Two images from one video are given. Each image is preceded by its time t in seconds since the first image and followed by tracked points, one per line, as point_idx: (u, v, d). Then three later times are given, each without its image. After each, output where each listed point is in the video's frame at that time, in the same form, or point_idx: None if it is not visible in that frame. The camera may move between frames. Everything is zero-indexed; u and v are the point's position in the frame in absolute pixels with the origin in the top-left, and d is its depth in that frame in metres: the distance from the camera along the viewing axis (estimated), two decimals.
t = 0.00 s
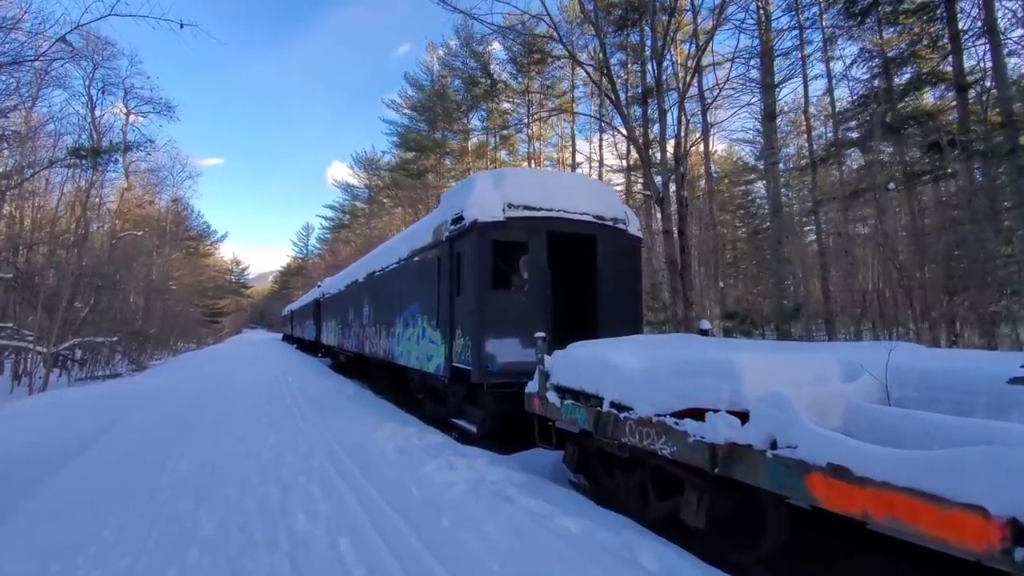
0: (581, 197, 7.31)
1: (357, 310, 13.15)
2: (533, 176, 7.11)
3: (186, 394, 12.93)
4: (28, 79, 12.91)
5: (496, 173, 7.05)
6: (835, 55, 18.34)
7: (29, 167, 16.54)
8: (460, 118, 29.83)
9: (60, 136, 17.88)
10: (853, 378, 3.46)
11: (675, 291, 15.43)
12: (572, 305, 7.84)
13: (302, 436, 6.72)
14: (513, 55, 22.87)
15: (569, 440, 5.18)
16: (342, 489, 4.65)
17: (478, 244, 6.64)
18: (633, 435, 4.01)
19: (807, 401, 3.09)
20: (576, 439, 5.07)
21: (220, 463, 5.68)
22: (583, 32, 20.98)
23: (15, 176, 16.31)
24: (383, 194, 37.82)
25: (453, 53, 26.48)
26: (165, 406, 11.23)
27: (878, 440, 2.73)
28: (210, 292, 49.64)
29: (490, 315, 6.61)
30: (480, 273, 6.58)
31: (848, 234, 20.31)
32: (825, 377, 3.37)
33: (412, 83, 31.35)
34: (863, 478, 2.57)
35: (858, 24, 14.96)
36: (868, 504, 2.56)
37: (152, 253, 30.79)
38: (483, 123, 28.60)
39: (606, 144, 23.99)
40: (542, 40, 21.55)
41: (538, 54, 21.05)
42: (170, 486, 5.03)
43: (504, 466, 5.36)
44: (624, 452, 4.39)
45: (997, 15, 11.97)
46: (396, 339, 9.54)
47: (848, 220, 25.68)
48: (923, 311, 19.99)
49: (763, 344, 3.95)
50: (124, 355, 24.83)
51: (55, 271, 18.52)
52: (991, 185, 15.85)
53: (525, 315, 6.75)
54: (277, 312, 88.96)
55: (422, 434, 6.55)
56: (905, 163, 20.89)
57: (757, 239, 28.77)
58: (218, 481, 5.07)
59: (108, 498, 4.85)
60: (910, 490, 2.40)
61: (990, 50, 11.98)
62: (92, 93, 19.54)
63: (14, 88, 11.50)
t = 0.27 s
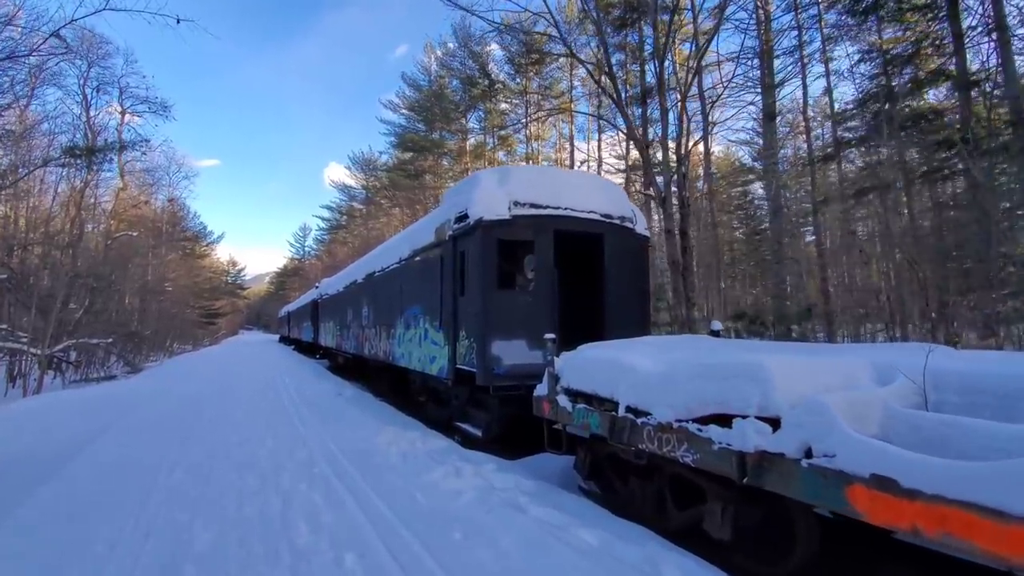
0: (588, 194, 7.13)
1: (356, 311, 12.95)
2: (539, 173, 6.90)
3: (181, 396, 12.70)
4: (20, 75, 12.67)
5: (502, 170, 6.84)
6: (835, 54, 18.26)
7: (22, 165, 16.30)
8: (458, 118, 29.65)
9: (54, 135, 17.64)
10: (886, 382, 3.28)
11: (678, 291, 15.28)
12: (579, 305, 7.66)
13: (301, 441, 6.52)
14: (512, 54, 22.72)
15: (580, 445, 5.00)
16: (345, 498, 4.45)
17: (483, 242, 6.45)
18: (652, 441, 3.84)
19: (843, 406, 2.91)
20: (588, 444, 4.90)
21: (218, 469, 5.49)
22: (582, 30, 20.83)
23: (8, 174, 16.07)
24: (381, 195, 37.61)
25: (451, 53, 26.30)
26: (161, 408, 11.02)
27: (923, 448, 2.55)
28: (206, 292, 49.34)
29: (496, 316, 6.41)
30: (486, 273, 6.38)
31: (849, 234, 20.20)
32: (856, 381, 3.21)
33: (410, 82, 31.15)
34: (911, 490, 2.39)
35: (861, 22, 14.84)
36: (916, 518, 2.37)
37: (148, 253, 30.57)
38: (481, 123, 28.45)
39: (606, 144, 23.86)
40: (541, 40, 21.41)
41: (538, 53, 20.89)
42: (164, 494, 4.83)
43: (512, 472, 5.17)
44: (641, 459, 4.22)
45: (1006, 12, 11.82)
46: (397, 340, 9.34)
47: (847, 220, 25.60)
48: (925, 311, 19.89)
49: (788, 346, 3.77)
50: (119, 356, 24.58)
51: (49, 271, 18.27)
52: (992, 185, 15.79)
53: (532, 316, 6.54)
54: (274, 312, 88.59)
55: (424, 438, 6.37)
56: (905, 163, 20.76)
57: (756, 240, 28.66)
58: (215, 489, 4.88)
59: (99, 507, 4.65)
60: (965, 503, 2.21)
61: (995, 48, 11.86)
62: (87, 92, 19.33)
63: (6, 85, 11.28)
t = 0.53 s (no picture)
0: (594, 191, 6.96)
1: (354, 311, 12.76)
2: (545, 170, 6.72)
3: (176, 398, 12.50)
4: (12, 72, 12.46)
5: (507, 167, 6.66)
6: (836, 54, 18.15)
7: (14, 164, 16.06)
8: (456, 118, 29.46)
9: (46, 133, 17.39)
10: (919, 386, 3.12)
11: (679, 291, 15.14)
12: (584, 306, 7.50)
13: (300, 446, 6.34)
14: (510, 54, 22.56)
15: (591, 451, 4.83)
16: (346, 507, 4.27)
17: (488, 241, 6.27)
18: (670, 447, 3.67)
19: (879, 412, 2.75)
20: (600, 449, 4.73)
21: (214, 476, 5.30)
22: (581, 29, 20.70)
23: None
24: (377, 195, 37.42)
25: (449, 52, 26.12)
26: (155, 411, 10.81)
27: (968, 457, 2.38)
28: (201, 293, 49.01)
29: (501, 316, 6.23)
30: (491, 272, 6.21)
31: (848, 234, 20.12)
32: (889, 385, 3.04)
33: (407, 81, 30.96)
34: (960, 502, 2.21)
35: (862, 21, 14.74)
36: (965, 533, 2.19)
37: (142, 253, 30.30)
38: (479, 123, 28.29)
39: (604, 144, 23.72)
40: (539, 39, 21.26)
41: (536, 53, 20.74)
42: (158, 503, 4.64)
43: (519, 478, 5.00)
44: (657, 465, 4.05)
45: (1012, 10, 11.71)
46: (397, 341, 9.16)
47: (846, 220, 25.54)
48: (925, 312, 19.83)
49: (813, 349, 3.61)
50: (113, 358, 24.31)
51: (42, 271, 18.02)
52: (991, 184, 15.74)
53: (538, 316, 6.35)
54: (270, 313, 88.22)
55: (427, 442, 6.19)
56: (905, 163, 20.69)
57: (755, 240, 28.58)
58: (211, 498, 4.69)
59: (90, 516, 4.46)
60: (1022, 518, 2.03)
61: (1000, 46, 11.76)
62: (80, 91, 19.09)
63: None
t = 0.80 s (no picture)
0: (600, 187, 6.79)
1: (353, 311, 12.57)
2: (550, 165, 6.55)
3: (173, 399, 12.31)
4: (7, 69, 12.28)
5: (511, 162, 6.48)
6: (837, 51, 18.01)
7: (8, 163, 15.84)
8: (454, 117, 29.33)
9: (41, 132, 17.18)
10: (955, 386, 2.96)
11: (682, 291, 14.98)
12: (590, 305, 7.33)
13: (300, 449, 6.16)
14: (509, 53, 22.42)
15: (603, 454, 4.66)
16: (348, 514, 4.09)
17: (493, 237, 6.09)
18: (689, 450, 3.50)
19: (919, 412, 2.58)
20: (613, 452, 4.56)
21: (211, 481, 5.12)
22: (580, 27, 20.57)
23: None
24: (376, 195, 37.27)
25: (448, 51, 25.96)
26: (151, 412, 10.62)
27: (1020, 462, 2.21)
28: (199, 294, 48.78)
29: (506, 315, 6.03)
30: (496, 269, 6.02)
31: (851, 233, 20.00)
32: (922, 384, 2.89)
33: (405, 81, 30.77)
34: (1014, 511, 2.02)
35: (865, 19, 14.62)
36: (1017, 544, 2.02)
37: (139, 254, 30.13)
38: (477, 122, 28.14)
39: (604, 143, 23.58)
40: (539, 38, 21.12)
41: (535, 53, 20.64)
42: (153, 508, 4.46)
43: (527, 482, 4.83)
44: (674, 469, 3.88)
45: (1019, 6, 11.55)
46: (398, 341, 8.99)
47: (847, 219, 25.43)
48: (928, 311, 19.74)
49: (839, 347, 3.44)
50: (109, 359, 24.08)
51: (37, 272, 17.82)
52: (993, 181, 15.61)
53: (545, 314, 6.17)
54: (268, 313, 88.01)
55: (430, 445, 6.02)
56: (906, 161, 20.56)
57: (756, 239, 28.45)
58: (207, 503, 4.52)
59: (81, 522, 4.28)
60: None
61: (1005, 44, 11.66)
62: (75, 89, 18.88)
63: None
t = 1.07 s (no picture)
0: (609, 182, 6.56)
1: (354, 313, 12.34)
2: (558, 159, 6.31)
3: (171, 404, 12.08)
4: None
5: (517, 157, 6.25)
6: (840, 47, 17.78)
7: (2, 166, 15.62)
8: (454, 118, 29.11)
9: (36, 134, 16.96)
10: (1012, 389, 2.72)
11: (688, 291, 14.74)
12: (600, 305, 7.10)
13: (301, 456, 5.93)
14: (508, 52, 22.18)
15: (619, 461, 4.44)
16: (353, 528, 3.86)
17: (499, 234, 5.86)
18: (717, 457, 3.30)
19: (978, 416, 2.35)
20: (630, 459, 4.35)
21: (208, 492, 4.89)
22: (581, 25, 20.34)
23: None
24: (375, 197, 37.02)
25: (447, 51, 25.74)
26: (148, 418, 10.39)
27: None
28: (198, 297, 48.52)
29: (514, 316, 5.80)
30: (503, 268, 5.79)
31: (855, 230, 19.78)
32: (976, 386, 2.65)
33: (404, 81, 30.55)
34: None
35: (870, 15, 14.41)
36: None
37: (137, 258, 29.90)
38: (477, 122, 27.93)
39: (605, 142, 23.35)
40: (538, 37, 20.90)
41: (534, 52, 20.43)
42: (146, 522, 4.23)
43: (539, 490, 4.60)
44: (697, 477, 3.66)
45: None
46: (401, 343, 8.76)
47: (851, 216, 25.21)
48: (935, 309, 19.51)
49: (877, 347, 3.20)
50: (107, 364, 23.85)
51: (33, 277, 17.60)
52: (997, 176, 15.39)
53: (554, 315, 5.94)
54: (268, 316, 87.75)
55: (437, 451, 5.79)
56: (911, 158, 20.35)
57: (759, 238, 28.23)
58: (204, 517, 4.28)
59: (70, 537, 4.04)
60: None
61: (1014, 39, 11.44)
62: (71, 91, 18.67)
63: None
